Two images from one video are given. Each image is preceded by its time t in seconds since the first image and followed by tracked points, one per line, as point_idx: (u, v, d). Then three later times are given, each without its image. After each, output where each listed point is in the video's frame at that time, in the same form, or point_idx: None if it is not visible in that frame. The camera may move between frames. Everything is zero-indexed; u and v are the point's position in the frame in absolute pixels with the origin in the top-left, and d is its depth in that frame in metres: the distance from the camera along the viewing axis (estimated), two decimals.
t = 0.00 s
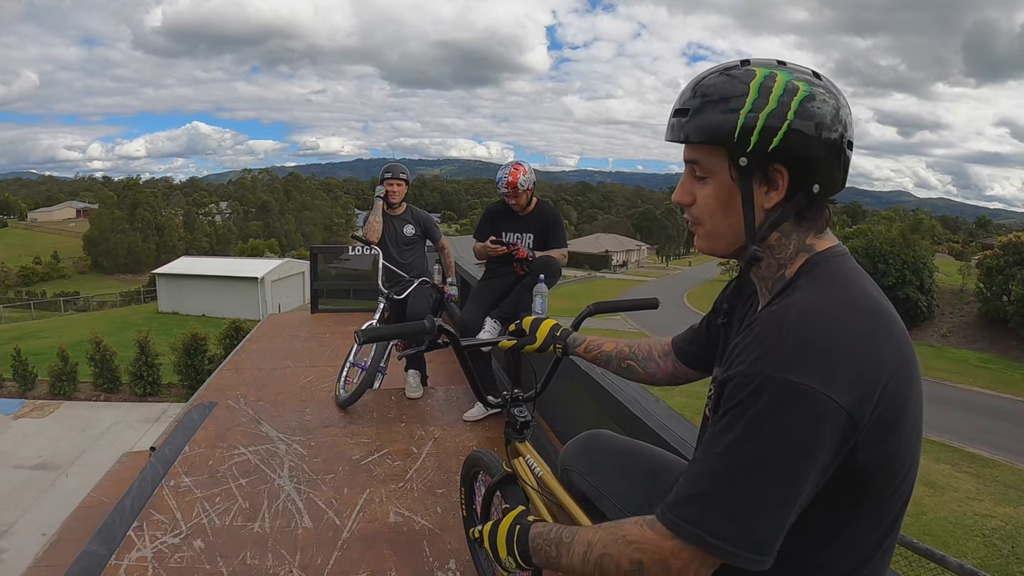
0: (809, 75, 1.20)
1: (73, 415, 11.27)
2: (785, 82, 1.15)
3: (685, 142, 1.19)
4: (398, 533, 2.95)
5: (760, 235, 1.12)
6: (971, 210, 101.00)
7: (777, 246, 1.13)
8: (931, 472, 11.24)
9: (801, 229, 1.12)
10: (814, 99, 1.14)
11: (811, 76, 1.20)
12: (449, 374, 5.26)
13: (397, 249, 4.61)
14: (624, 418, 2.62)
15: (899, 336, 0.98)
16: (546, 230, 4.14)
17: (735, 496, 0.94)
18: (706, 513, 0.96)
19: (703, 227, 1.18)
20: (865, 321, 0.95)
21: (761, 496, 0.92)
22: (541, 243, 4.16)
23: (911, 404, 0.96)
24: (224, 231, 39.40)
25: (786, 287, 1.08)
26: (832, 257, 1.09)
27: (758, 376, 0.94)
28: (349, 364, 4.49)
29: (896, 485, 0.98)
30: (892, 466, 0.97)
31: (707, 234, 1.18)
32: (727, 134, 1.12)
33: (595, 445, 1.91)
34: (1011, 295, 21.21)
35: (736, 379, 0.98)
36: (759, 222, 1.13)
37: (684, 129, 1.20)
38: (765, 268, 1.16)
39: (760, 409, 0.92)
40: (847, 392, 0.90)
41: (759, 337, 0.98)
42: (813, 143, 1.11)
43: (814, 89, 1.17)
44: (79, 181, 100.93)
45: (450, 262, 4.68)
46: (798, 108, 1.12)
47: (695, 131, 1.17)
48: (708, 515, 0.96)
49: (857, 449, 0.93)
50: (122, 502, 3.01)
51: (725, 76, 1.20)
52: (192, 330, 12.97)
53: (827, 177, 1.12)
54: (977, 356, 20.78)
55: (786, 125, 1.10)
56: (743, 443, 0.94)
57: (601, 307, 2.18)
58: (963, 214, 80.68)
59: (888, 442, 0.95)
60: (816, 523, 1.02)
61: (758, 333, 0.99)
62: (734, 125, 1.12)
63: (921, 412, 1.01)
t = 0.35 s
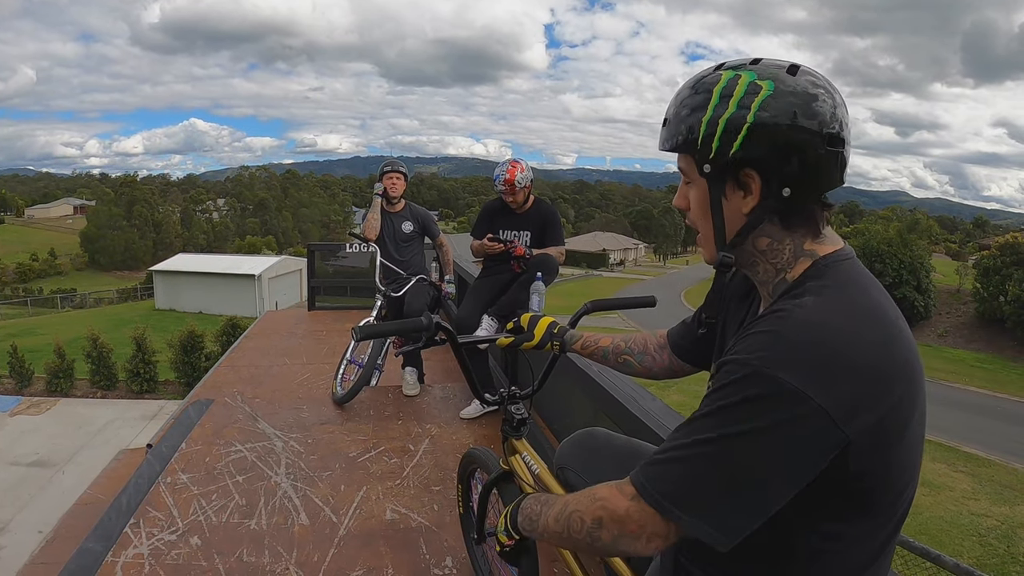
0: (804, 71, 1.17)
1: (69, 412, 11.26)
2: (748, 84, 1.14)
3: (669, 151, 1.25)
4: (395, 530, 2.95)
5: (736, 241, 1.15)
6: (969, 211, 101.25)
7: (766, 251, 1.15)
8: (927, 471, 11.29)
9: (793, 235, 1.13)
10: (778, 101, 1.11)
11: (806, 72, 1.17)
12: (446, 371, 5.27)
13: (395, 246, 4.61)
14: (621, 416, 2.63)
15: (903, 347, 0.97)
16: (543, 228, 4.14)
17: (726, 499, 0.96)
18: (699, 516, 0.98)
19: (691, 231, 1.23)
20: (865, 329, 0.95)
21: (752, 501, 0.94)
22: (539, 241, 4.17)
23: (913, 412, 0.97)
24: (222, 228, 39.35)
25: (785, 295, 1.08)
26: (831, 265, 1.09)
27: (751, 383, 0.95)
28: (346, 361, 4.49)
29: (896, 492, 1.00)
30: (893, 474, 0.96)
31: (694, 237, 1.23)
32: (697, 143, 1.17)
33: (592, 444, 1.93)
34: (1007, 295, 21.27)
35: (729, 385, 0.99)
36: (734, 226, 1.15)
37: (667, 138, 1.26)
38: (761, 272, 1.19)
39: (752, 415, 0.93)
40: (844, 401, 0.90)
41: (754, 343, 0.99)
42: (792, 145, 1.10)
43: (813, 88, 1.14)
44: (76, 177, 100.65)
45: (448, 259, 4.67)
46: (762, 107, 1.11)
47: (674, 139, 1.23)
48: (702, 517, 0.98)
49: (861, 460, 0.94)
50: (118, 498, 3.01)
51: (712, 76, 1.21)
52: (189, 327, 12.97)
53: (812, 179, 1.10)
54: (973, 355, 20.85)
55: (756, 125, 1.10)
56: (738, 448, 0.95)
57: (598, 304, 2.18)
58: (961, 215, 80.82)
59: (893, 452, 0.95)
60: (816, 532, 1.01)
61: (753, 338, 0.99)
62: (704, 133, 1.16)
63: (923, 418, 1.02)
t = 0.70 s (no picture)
0: (779, 71, 1.16)
1: (75, 413, 11.31)
2: (710, 91, 1.16)
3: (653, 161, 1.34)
4: (400, 532, 2.95)
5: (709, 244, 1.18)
6: (974, 212, 100.93)
7: (746, 255, 1.16)
8: (932, 473, 11.24)
9: (771, 240, 1.13)
10: (742, 102, 1.12)
11: (783, 74, 1.15)
12: (450, 372, 5.28)
13: (400, 247, 4.62)
14: (627, 418, 2.63)
15: (900, 352, 0.98)
16: (548, 230, 4.15)
17: (741, 522, 0.98)
18: (714, 537, 1.01)
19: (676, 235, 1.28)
20: (867, 342, 0.95)
21: (767, 523, 0.96)
22: (544, 243, 4.17)
23: (913, 418, 0.97)
24: (226, 229, 39.46)
25: (773, 304, 1.09)
26: (816, 270, 1.08)
27: (762, 410, 0.94)
28: (351, 362, 4.50)
29: (899, 495, 1.01)
30: (897, 480, 0.98)
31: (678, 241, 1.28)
32: (670, 152, 1.23)
33: (599, 445, 1.93)
34: (1012, 296, 21.18)
35: (737, 409, 0.99)
36: (709, 231, 1.18)
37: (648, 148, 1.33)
38: (746, 275, 1.19)
39: (762, 442, 0.94)
40: (851, 422, 0.90)
41: (758, 365, 0.98)
42: (760, 148, 1.11)
43: (794, 90, 1.13)
44: (81, 178, 101.02)
45: (453, 261, 4.69)
46: (723, 108, 1.13)
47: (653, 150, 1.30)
48: (717, 538, 1.01)
49: (864, 471, 0.95)
50: (124, 499, 3.02)
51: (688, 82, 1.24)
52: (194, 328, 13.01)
53: (783, 181, 1.10)
54: (978, 357, 20.77)
55: (717, 130, 1.13)
56: (749, 473, 0.96)
57: (609, 307, 2.17)
58: (966, 216, 80.63)
59: (896, 459, 0.96)
60: (826, 533, 1.04)
61: (758, 360, 0.98)
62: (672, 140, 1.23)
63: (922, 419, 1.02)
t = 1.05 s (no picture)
0: (772, 76, 1.15)
1: (81, 411, 11.35)
2: (702, 94, 1.16)
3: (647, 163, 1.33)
4: (404, 533, 2.95)
5: (697, 246, 1.16)
6: (980, 215, 100.61)
7: (737, 258, 1.15)
8: (937, 478, 11.19)
9: (761, 244, 1.12)
10: (734, 105, 1.12)
11: (777, 78, 1.14)
12: (455, 374, 5.27)
13: (406, 248, 4.61)
14: (631, 421, 2.62)
15: (885, 355, 0.97)
16: (554, 232, 4.14)
17: (721, 523, 0.98)
18: (696, 536, 1.01)
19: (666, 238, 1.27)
20: (851, 347, 0.94)
21: (745, 525, 0.96)
22: (550, 245, 4.17)
23: (898, 421, 0.96)
24: (232, 229, 39.60)
25: (763, 307, 1.07)
26: (805, 274, 1.06)
27: (740, 413, 0.94)
28: (356, 363, 4.49)
29: (887, 498, 0.99)
30: (883, 482, 0.97)
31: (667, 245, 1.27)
32: (661, 153, 1.22)
33: (602, 448, 1.92)
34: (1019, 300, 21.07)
35: (718, 412, 0.99)
36: (697, 233, 1.17)
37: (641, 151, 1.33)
38: (737, 279, 1.18)
39: (740, 444, 0.94)
40: (831, 425, 0.90)
41: (741, 368, 0.97)
42: (754, 149, 1.09)
43: (786, 94, 1.12)
44: (87, 178, 101.42)
45: (458, 262, 4.69)
46: (713, 112, 1.13)
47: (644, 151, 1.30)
48: (699, 537, 1.00)
49: (846, 474, 0.94)
50: (128, 498, 3.02)
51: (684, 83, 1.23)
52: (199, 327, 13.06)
53: (774, 184, 1.09)
54: (985, 361, 20.67)
55: (709, 132, 1.12)
56: (729, 474, 0.95)
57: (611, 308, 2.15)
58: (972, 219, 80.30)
59: (880, 463, 0.95)
60: (812, 533, 1.03)
61: (740, 364, 0.98)
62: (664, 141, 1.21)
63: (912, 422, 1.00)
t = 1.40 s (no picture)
0: (787, 90, 1.15)
1: (84, 414, 11.36)
2: (720, 106, 1.15)
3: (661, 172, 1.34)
4: (408, 539, 2.95)
5: (707, 255, 1.16)
6: (983, 217, 100.53)
7: (744, 267, 1.15)
8: (939, 482, 11.16)
9: (770, 256, 1.11)
10: (750, 117, 1.12)
11: (791, 93, 1.15)
12: (459, 379, 5.28)
13: (409, 253, 4.62)
14: (635, 427, 2.62)
15: (887, 362, 0.97)
16: (558, 237, 4.15)
17: (726, 531, 0.97)
18: (702, 543, 1.00)
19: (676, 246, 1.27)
20: (853, 355, 0.93)
21: (750, 531, 0.95)
22: (553, 249, 4.18)
23: (903, 426, 0.95)
24: (235, 231, 39.68)
25: (767, 316, 1.07)
26: (810, 283, 1.06)
27: (745, 422, 0.93)
28: (360, 368, 4.49)
29: (889, 505, 0.98)
30: (884, 490, 0.96)
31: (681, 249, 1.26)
32: (676, 161, 1.22)
33: (604, 456, 1.93)
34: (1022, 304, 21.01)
35: (722, 420, 0.98)
36: (707, 243, 1.17)
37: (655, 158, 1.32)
38: (744, 287, 1.18)
39: (744, 453, 0.93)
40: (834, 433, 0.89)
41: (747, 376, 0.96)
42: (769, 163, 1.09)
43: (798, 108, 1.12)
44: (91, 180, 101.86)
45: (462, 267, 4.69)
46: (731, 123, 1.13)
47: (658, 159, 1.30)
48: (703, 544, 1.00)
49: (849, 482, 0.93)
50: (133, 503, 3.03)
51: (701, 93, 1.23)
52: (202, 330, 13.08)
53: (787, 197, 1.08)
54: (988, 365, 20.61)
55: (723, 143, 1.13)
56: (733, 483, 0.95)
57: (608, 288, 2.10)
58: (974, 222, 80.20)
59: (884, 468, 0.94)
60: (814, 541, 1.02)
61: (745, 372, 0.97)
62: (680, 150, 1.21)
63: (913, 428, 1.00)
